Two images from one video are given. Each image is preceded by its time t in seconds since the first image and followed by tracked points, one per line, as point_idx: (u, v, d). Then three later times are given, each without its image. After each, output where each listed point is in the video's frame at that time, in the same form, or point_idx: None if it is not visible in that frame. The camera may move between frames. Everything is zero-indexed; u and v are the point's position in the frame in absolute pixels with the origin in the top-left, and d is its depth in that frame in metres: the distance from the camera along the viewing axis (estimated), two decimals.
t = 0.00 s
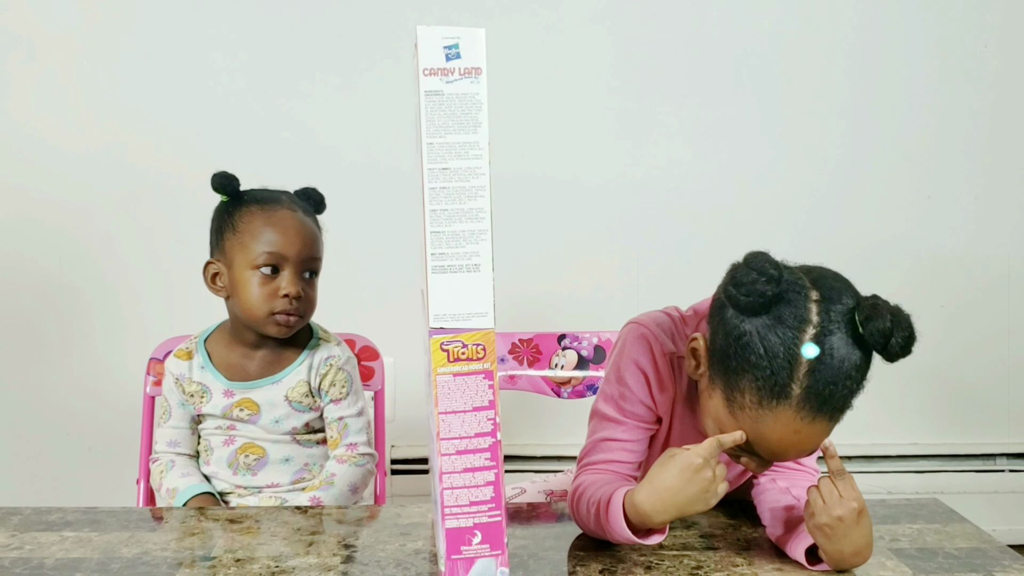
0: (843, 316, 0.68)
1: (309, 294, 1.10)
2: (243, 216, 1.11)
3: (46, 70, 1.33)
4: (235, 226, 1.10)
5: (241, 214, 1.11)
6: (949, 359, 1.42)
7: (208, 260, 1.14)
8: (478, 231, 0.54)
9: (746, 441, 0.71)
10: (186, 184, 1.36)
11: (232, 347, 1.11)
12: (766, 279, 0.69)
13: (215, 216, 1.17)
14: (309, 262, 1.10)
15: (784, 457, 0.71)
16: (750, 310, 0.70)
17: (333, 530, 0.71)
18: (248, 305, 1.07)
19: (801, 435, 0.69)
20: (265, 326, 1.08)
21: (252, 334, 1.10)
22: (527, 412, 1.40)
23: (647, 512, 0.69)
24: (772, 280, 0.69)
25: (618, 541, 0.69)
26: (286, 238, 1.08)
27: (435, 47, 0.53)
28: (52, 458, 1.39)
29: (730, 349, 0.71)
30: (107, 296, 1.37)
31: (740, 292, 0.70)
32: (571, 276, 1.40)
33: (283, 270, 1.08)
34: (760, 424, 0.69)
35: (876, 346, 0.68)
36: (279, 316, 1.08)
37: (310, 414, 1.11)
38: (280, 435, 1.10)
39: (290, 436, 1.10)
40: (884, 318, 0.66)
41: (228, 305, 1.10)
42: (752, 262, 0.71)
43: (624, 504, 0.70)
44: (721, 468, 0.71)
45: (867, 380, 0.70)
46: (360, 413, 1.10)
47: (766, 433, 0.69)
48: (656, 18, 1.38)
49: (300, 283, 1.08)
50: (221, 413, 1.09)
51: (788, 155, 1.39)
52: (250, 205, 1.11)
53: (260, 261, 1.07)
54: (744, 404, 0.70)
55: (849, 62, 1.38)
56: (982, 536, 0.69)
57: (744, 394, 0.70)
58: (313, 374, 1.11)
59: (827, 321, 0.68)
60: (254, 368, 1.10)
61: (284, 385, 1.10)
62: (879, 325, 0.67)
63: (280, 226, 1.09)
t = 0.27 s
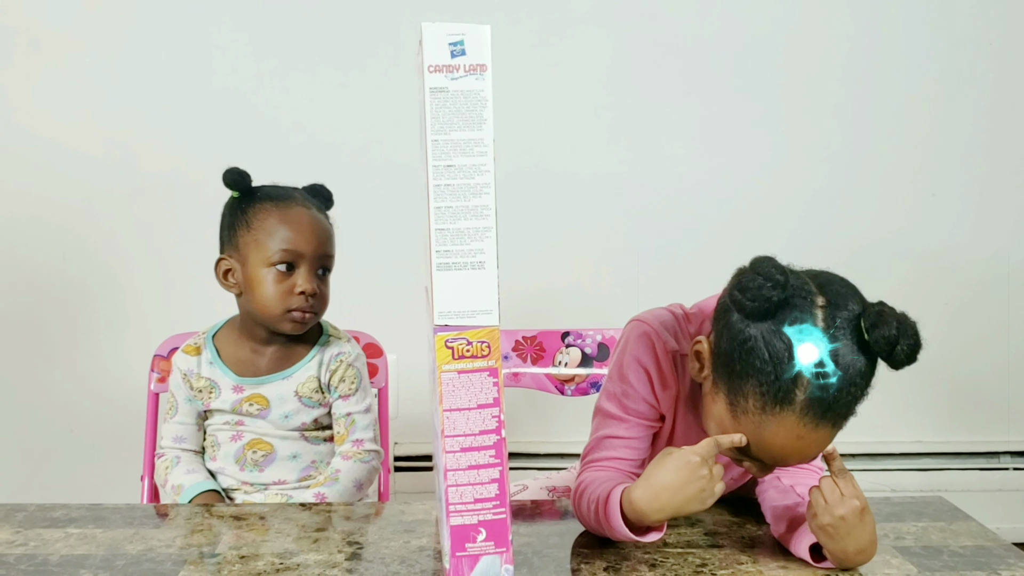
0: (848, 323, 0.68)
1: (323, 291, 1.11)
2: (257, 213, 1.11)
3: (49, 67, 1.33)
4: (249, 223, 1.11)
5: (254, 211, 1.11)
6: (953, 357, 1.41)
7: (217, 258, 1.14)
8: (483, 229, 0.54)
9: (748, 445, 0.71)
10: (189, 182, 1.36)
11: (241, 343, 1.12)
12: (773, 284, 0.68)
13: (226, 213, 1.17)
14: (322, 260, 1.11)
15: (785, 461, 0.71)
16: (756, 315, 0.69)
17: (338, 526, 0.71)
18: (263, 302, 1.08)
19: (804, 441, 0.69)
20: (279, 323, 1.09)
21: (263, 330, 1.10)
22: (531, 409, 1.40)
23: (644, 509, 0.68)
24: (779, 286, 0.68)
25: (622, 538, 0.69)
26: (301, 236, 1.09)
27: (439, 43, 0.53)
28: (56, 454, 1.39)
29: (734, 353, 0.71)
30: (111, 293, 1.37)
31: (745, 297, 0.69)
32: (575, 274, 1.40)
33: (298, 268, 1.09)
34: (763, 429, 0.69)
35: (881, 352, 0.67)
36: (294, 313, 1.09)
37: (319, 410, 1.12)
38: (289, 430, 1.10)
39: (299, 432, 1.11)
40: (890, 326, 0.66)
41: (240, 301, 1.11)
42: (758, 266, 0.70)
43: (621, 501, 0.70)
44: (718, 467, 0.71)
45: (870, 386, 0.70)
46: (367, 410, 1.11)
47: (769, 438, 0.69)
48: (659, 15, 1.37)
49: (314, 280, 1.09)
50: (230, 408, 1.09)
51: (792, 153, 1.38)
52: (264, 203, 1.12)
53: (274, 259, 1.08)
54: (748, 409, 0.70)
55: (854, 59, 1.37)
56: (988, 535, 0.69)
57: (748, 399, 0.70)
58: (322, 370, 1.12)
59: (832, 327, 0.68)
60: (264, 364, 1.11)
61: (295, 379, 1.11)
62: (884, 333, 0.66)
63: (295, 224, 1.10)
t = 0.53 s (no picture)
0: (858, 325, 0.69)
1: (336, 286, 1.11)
2: (273, 207, 1.12)
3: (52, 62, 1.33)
4: (265, 216, 1.11)
5: (271, 204, 1.12)
6: (960, 353, 1.40)
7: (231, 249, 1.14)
8: (491, 223, 0.54)
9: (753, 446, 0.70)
10: (193, 177, 1.36)
11: (251, 338, 1.12)
12: (784, 283, 0.69)
13: (240, 205, 1.17)
14: (338, 256, 1.11)
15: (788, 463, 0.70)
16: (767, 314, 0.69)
17: (346, 521, 0.71)
18: (277, 296, 1.08)
19: (811, 443, 0.68)
20: (292, 316, 1.08)
21: (275, 325, 1.10)
22: (537, 405, 1.40)
23: (650, 504, 0.69)
24: (791, 284, 0.69)
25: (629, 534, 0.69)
26: (317, 230, 1.09)
27: (448, 37, 0.53)
28: (61, 450, 1.39)
29: (743, 352, 0.70)
30: (116, 289, 1.37)
31: (757, 295, 0.70)
32: (580, 269, 1.40)
33: (314, 263, 1.09)
34: (770, 430, 0.68)
35: (888, 356, 0.68)
36: (308, 307, 1.08)
37: (328, 406, 1.12)
38: (297, 426, 1.11)
39: (307, 427, 1.11)
40: (900, 329, 0.67)
41: (252, 294, 1.11)
42: (769, 266, 0.70)
43: (627, 494, 0.70)
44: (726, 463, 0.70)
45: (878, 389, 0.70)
46: (375, 406, 1.11)
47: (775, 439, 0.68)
48: (665, 9, 1.37)
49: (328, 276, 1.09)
50: (239, 403, 1.10)
51: (798, 148, 1.38)
52: (280, 196, 1.12)
53: (290, 253, 1.08)
54: (756, 408, 0.69)
55: (859, 54, 1.37)
56: (997, 531, 0.69)
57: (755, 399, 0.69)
58: (332, 365, 1.12)
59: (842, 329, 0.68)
60: (274, 360, 1.11)
61: (304, 375, 1.11)
62: (894, 336, 0.67)
63: (311, 218, 1.10)
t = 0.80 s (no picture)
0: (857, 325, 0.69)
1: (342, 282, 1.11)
2: (281, 203, 1.12)
3: (55, 58, 1.33)
4: (274, 211, 1.12)
5: (279, 200, 1.12)
6: (963, 349, 1.40)
7: (237, 245, 1.14)
8: (492, 220, 0.54)
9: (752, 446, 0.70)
10: (195, 174, 1.36)
11: (255, 334, 1.12)
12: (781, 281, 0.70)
13: (248, 200, 1.17)
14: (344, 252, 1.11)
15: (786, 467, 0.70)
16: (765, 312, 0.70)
17: (348, 518, 0.71)
18: (283, 291, 1.08)
19: (811, 442, 0.67)
20: (298, 311, 1.09)
21: (279, 320, 1.11)
22: (540, 401, 1.40)
23: (649, 501, 0.69)
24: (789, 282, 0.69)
25: (631, 531, 0.68)
26: (324, 226, 1.10)
27: (449, 33, 0.52)
28: (65, 446, 1.39)
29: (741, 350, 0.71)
30: (118, 286, 1.37)
31: (755, 293, 0.71)
32: (583, 266, 1.39)
33: (321, 258, 1.09)
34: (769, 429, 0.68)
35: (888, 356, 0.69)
36: (314, 303, 1.09)
37: (329, 403, 1.12)
38: (300, 422, 1.11)
39: (310, 424, 1.11)
40: (899, 329, 0.68)
41: (258, 289, 1.11)
42: (767, 264, 0.71)
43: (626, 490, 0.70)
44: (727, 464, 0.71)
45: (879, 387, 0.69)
46: (374, 403, 1.11)
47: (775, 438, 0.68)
48: (668, 5, 1.36)
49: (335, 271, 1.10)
50: (242, 399, 1.10)
51: (802, 144, 1.38)
52: (289, 192, 1.12)
53: (297, 247, 1.08)
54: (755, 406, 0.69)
55: (862, 49, 1.36)
56: (1000, 528, 0.69)
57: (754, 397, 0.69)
58: (333, 362, 1.12)
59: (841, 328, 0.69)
60: (278, 356, 1.11)
61: (307, 372, 1.11)
62: (894, 335, 0.68)
63: (320, 215, 1.10)
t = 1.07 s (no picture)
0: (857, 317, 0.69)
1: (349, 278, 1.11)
2: (289, 196, 1.12)
3: (60, 51, 1.33)
4: (282, 206, 1.11)
5: (288, 194, 1.12)
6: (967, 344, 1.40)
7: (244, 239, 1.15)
8: (496, 214, 0.54)
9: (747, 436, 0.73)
10: (199, 167, 1.36)
11: (259, 328, 1.13)
12: (780, 272, 0.71)
13: (254, 194, 1.17)
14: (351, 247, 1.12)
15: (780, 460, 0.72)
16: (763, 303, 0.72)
17: (353, 511, 0.72)
18: (290, 285, 1.08)
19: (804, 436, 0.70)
20: (305, 307, 1.09)
21: (282, 314, 1.11)
22: (544, 395, 1.40)
23: (649, 491, 0.70)
24: (787, 273, 0.71)
25: (635, 525, 0.69)
26: (332, 221, 1.10)
27: (454, 26, 0.52)
28: (69, 439, 1.39)
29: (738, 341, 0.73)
30: (122, 279, 1.37)
31: (753, 284, 0.72)
32: (587, 260, 1.39)
33: (329, 254, 1.09)
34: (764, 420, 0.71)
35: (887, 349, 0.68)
36: (323, 298, 1.09)
37: (333, 397, 1.12)
38: (303, 416, 1.11)
39: (313, 418, 1.11)
40: (898, 320, 0.67)
41: (264, 283, 1.11)
42: (766, 255, 0.73)
43: (627, 482, 0.71)
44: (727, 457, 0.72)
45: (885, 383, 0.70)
46: (379, 398, 1.12)
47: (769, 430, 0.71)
48: None
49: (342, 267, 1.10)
50: (245, 393, 1.10)
51: (806, 138, 1.37)
52: (297, 187, 1.12)
53: (305, 243, 1.08)
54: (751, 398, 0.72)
55: (867, 43, 1.36)
56: (1003, 522, 0.69)
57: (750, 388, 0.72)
58: (337, 357, 1.12)
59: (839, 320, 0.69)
60: (281, 350, 1.12)
61: (311, 366, 1.12)
62: (892, 327, 0.67)
63: (328, 210, 1.10)
